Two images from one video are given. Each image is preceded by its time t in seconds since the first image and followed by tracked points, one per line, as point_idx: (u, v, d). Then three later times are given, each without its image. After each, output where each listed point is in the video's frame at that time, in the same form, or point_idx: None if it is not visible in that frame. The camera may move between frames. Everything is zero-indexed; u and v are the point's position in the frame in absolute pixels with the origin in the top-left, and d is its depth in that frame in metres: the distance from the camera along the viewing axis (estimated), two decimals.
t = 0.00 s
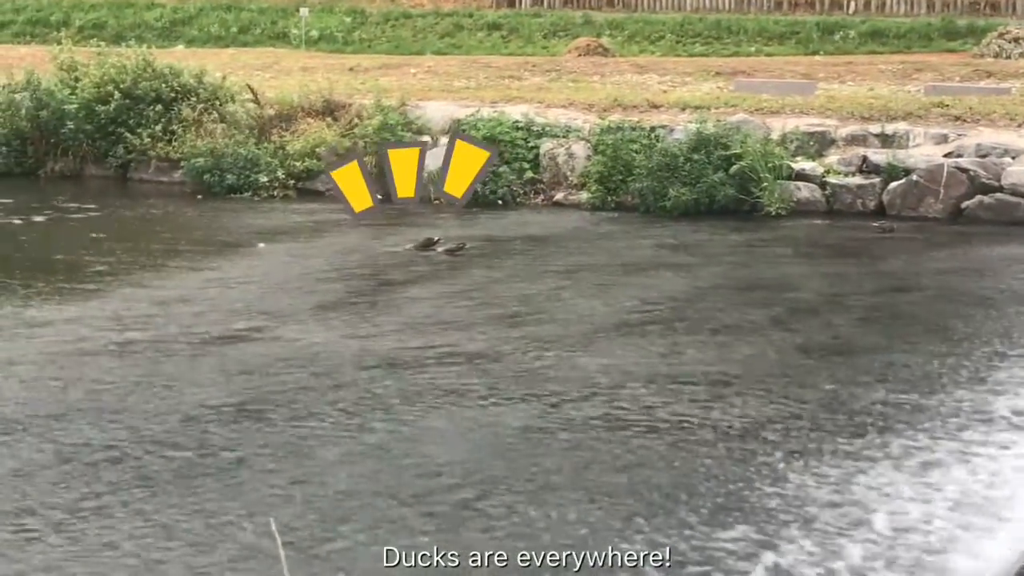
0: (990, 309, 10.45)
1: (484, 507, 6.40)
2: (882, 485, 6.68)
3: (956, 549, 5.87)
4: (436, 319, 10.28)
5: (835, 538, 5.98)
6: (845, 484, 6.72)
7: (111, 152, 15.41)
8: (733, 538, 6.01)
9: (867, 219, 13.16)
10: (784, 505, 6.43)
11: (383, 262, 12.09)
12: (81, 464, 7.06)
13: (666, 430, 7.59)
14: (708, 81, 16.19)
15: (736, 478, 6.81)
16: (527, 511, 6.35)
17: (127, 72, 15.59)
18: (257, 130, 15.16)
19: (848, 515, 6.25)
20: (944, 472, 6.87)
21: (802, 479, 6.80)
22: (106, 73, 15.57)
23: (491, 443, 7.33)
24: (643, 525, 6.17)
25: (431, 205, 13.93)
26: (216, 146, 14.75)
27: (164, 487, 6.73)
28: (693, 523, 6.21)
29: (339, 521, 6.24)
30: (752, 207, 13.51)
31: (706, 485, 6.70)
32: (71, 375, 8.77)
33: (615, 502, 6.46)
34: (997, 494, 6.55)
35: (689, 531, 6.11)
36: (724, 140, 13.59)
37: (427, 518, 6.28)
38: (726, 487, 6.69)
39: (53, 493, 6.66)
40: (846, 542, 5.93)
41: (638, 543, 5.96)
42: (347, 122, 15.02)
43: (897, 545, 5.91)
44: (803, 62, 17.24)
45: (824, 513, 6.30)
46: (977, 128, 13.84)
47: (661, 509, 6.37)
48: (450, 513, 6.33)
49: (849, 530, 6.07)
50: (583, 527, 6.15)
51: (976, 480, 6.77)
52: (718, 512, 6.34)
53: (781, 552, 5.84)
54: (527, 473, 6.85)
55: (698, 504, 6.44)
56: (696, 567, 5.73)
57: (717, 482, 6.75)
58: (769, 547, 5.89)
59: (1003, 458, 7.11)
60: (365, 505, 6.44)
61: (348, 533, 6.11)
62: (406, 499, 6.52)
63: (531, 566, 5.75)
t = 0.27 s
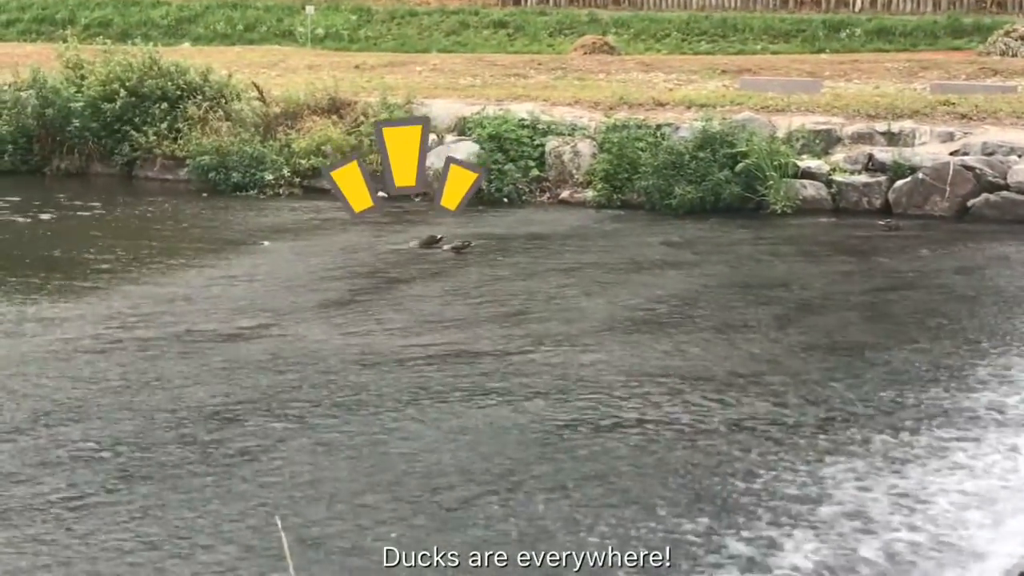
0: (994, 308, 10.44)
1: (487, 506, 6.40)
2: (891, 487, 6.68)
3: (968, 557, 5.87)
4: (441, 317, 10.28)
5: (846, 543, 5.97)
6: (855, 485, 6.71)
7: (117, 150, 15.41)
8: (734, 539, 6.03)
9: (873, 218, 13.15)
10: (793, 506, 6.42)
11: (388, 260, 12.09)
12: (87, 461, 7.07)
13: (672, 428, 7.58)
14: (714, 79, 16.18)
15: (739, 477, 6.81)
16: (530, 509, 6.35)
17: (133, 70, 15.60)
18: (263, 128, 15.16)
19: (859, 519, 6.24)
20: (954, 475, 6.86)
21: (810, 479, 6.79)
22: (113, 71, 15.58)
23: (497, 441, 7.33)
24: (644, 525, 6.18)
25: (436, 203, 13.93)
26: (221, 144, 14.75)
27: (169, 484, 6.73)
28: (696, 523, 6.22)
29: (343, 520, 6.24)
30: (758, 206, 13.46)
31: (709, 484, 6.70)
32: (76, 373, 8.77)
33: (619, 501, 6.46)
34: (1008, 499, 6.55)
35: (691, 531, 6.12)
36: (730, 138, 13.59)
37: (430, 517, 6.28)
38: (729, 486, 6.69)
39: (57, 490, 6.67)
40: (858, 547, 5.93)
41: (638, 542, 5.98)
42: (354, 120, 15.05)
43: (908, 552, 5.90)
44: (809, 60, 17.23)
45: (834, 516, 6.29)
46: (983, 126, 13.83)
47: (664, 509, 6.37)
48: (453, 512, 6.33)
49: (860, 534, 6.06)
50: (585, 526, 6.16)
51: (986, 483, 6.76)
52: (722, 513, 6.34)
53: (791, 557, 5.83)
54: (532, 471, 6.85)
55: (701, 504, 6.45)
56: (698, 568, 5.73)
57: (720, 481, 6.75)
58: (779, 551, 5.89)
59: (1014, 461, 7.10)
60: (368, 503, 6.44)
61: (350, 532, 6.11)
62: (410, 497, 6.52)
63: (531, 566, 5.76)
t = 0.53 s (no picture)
0: (998, 310, 10.43)
1: (490, 506, 6.40)
2: (898, 489, 6.67)
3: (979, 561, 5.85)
4: (445, 318, 10.28)
5: (854, 545, 5.96)
6: (864, 487, 6.70)
7: (122, 151, 15.40)
8: (736, 539, 6.04)
9: (877, 218, 13.16)
10: (800, 508, 6.41)
11: (392, 262, 12.08)
12: (91, 462, 7.08)
13: (675, 428, 7.58)
14: (718, 80, 16.18)
15: (741, 477, 6.82)
16: (532, 510, 6.35)
17: (137, 71, 15.59)
18: (267, 129, 15.14)
19: (867, 521, 6.23)
20: (964, 477, 6.84)
21: (816, 480, 6.79)
22: (117, 72, 15.57)
23: (501, 441, 7.33)
24: (646, 525, 6.18)
25: (441, 204, 13.94)
26: (226, 146, 14.76)
27: (172, 485, 6.74)
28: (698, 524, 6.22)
29: (345, 520, 6.24)
30: (762, 206, 13.52)
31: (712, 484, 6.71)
32: (81, 374, 8.79)
33: (621, 501, 6.46)
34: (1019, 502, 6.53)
35: (693, 531, 6.12)
36: (734, 139, 13.58)
37: (432, 517, 6.28)
38: (731, 487, 6.69)
39: (60, 491, 6.68)
40: (863, 548, 5.93)
41: (638, 542, 5.99)
42: (358, 121, 15.03)
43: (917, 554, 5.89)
44: (813, 61, 17.22)
45: (844, 518, 6.28)
46: (988, 127, 13.83)
47: (665, 509, 6.37)
48: (456, 512, 6.33)
49: (870, 537, 6.05)
50: (586, 526, 6.17)
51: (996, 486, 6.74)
52: (725, 513, 6.34)
53: (800, 559, 5.82)
54: (535, 472, 6.85)
55: (704, 504, 6.45)
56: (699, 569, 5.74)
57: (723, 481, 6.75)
58: (787, 552, 5.88)
59: (1019, 462, 7.10)
60: (370, 503, 6.44)
61: (352, 532, 6.11)
62: (413, 497, 6.52)
63: (531, 566, 5.77)
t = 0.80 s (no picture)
0: (1000, 312, 10.42)
1: (491, 506, 6.42)
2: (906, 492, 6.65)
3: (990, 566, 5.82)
4: (448, 320, 10.27)
5: (850, 544, 5.99)
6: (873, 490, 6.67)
7: (126, 153, 15.41)
8: (737, 541, 6.05)
9: (881, 221, 13.15)
10: (806, 511, 6.39)
11: (395, 264, 12.08)
12: (94, 463, 7.09)
13: (677, 430, 7.59)
14: (722, 83, 16.17)
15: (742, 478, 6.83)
16: (533, 510, 6.36)
17: (141, 73, 15.60)
18: (271, 131, 15.12)
19: (868, 522, 6.24)
20: (975, 481, 6.80)
21: (822, 483, 6.78)
22: (121, 74, 15.58)
23: (504, 442, 7.33)
24: (646, 526, 6.19)
25: (444, 207, 13.95)
26: (230, 148, 14.77)
27: (174, 485, 6.75)
28: (699, 525, 6.23)
29: (346, 521, 6.26)
30: (766, 208, 13.50)
31: (713, 485, 6.72)
32: (86, 375, 8.81)
33: (622, 502, 6.47)
34: None
35: (694, 532, 6.13)
36: (737, 142, 13.56)
37: (433, 517, 6.30)
38: (733, 488, 6.70)
39: (65, 490, 6.70)
40: (858, 547, 5.96)
41: (638, 542, 6.01)
42: (361, 123, 14.93)
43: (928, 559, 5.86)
44: (817, 63, 17.20)
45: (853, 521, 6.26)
46: (991, 129, 13.81)
47: (666, 510, 6.38)
48: (456, 512, 6.34)
49: (880, 541, 6.02)
50: (587, 527, 6.18)
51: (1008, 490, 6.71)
52: (727, 514, 6.35)
53: (808, 563, 5.81)
54: (537, 472, 6.86)
55: (704, 505, 6.46)
56: (699, 569, 5.75)
57: (724, 482, 6.76)
58: (787, 553, 5.90)
59: (1018, 463, 7.10)
60: (372, 503, 6.46)
61: (353, 532, 6.13)
62: (416, 498, 6.54)
63: (531, 566, 5.79)
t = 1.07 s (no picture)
0: (1001, 314, 10.43)
1: (491, 507, 6.41)
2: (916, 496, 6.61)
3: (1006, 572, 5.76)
4: (449, 322, 10.27)
5: (845, 543, 6.01)
6: (884, 494, 6.63)
7: (125, 154, 15.40)
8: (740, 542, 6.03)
9: (882, 222, 13.16)
10: (804, 510, 6.40)
11: (396, 265, 12.07)
12: (94, 464, 7.08)
13: (678, 431, 7.59)
14: (722, 84, 16.16)
15: (743, 479, 6.82)
16: (535, 510, 6.36)
17: (141, 73, 15.57)
18: (271, 132, 15.09)
19: (865, 522, 6.25)
20: (980, 485, 6.79)
21: (828, 485, 6.75)
22: (121, 75, 15.56)
23: (505, 443, 7.33)
24: (647, 526, 6.18)
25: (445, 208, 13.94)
26: (230, 149, 14.75)
27: (175, 486, 6.75)
28: (702, 526, 6.22)
29: (346, 522, 6.25)
30: (766, 209, 13.50)
31: (714, 486, 6.72)
32: (88, 375, 8.80)
33: (623, 503, 6.47)
34: None
35: (696, 533, 6.12)
36: (738, 142, 13.54)
37: (434, 518, 6.29)
38: (734, 489, 6.69)
39: (67, 490, 6.70)
40: (853, 546, 5.98)
41: (639, 542, 6.00)
42: (361, 125, 14.91)
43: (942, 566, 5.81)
44: (818, 64, 17.19)
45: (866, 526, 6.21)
46: (992, 131, 13.81)
47: (668, 510, 6.38)
48: (457, 513, 6.34)
49: (875, 540, 6.04)
50: (587, 527, 6.18)
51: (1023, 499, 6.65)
52: (731, 516, 6.33)
53: (804, 562, 5.82)
54: (538, 473, 6.85)
55: (706, 506, 6.46)
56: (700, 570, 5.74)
57: (725, 484, 6.75)
58: (783, 552, 5.92)
59: (1014, 465, 7.12)
60: (373, 505, 6.45)
61: (353, 533, 6.12)
62: (417, 499, 6.54)
63: (532, 566, 5.79)
